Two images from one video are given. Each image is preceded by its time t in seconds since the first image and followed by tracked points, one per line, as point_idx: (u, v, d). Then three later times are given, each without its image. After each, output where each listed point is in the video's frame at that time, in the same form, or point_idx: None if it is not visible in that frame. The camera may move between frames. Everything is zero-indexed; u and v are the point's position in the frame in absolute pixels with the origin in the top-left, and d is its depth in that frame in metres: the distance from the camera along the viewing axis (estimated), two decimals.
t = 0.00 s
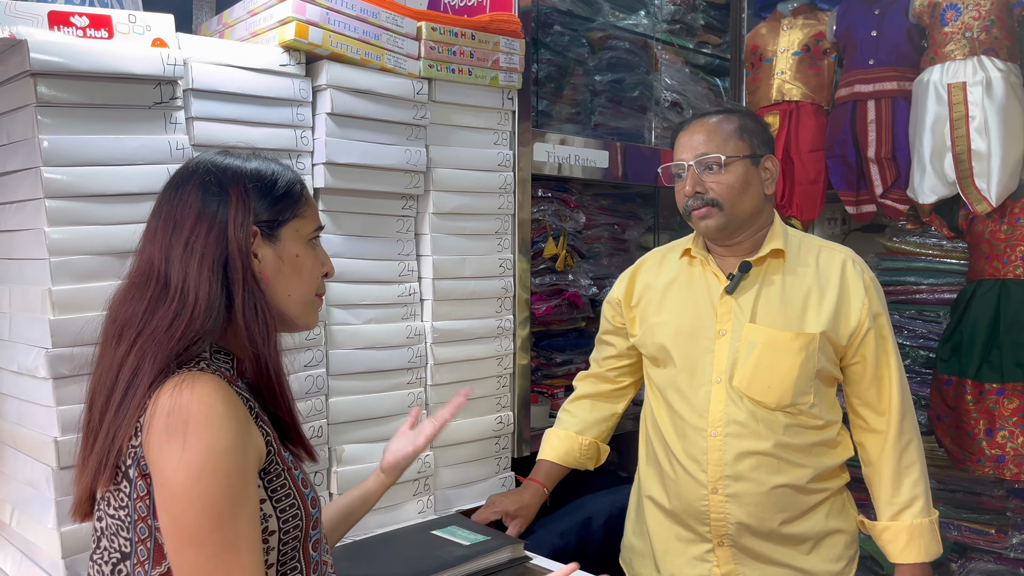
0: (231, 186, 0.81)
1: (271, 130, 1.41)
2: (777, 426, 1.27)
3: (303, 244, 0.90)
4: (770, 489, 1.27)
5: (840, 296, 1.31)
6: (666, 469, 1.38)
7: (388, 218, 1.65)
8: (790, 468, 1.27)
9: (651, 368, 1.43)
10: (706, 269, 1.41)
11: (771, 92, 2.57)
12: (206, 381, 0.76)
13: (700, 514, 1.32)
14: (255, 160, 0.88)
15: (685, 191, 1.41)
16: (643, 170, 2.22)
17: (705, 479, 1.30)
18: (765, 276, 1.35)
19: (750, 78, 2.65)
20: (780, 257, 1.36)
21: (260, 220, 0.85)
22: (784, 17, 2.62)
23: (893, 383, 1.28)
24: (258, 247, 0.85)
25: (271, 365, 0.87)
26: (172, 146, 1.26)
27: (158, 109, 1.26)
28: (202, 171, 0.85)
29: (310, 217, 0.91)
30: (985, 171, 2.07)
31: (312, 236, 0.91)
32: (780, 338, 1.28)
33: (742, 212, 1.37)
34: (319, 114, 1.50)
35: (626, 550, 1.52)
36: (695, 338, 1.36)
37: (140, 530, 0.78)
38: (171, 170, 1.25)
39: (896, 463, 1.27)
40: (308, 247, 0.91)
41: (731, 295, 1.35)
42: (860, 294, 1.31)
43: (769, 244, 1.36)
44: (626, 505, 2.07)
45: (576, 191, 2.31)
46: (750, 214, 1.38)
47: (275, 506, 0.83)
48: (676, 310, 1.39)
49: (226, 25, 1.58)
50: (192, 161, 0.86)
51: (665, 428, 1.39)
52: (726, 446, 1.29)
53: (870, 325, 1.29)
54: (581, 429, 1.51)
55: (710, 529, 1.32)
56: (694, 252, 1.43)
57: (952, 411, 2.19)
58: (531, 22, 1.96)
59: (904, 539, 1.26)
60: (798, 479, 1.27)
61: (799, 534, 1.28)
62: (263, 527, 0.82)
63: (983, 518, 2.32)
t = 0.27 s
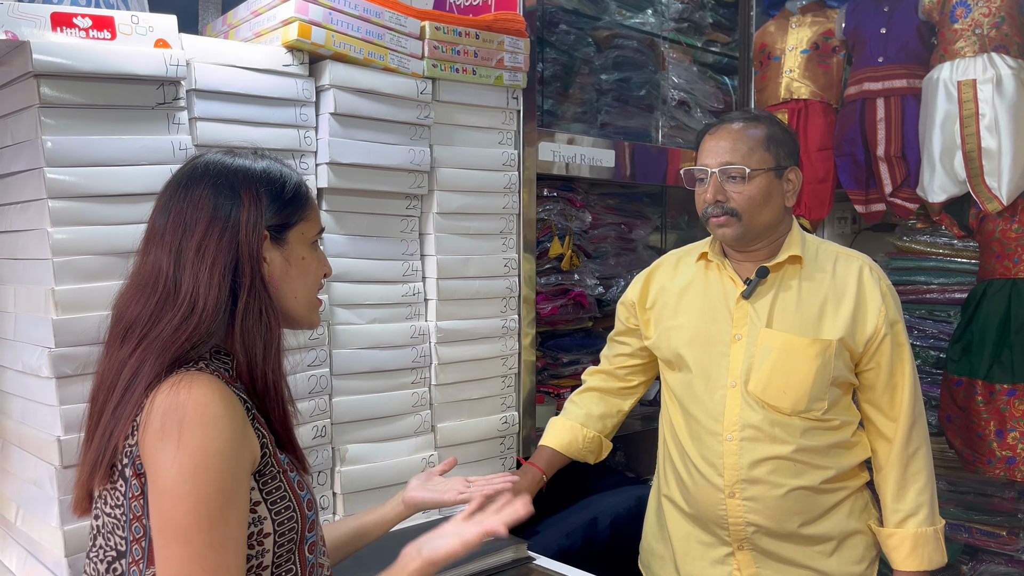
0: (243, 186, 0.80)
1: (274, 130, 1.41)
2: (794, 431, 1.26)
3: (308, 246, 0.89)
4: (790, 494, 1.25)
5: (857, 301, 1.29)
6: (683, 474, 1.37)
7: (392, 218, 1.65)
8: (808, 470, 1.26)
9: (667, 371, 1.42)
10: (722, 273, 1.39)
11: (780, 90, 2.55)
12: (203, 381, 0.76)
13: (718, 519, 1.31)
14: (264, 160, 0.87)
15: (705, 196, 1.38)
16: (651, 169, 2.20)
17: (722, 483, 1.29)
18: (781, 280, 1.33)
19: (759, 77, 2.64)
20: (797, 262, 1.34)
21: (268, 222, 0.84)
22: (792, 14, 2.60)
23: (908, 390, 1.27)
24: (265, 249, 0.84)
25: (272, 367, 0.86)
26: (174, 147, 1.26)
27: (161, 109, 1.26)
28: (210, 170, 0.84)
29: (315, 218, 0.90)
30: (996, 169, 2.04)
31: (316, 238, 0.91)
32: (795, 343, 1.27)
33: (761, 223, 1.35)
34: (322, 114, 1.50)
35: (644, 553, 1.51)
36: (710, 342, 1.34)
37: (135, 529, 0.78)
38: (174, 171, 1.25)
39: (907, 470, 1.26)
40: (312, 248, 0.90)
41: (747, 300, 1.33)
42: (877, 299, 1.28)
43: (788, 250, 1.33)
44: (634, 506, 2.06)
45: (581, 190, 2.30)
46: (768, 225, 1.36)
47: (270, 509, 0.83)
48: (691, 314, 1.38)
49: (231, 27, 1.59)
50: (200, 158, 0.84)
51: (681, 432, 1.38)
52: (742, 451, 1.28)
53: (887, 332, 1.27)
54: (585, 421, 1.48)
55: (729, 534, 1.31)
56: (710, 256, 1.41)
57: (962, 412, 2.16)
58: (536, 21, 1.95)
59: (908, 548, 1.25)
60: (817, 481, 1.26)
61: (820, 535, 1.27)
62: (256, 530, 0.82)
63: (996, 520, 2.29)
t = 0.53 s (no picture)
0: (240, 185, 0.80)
1: (273, 130, 1.41)
2: (794, 432, 1.25)
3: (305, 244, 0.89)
4: (791, 496, 1.25)
5: (857, 305, 1.29)
6: (683, 476, 1.37)
7: (392, 217, 1.65)
8: (808, 470, 1.25)
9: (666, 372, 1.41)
10: (723, 274, 1.39)
11: (783, 88, 2.54)
12: (202, 377, 0.76)
13: (718, 520, 1.30)
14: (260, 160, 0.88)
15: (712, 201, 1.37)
16: (654, 168, 2.19)
17: (722, 484, 1.29)
18: (782, 284, 1.33)
19: (762, 75, 2.63)
20: (798, 266, 1.33)
21: (262, 220, 0.84)
22: (795, 12, 2.59)
23: (909, 392, 1.27)
24: (260, 247, 0.85)
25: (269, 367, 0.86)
26: (174, 147, 1.26)
27: (161, 109, 1.26)
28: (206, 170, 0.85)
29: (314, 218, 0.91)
30: (999, 166, 2.04)
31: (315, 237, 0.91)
32: (796, 345, 1.26)
33: (765, 231, 1.35)
34: (322, 114, 1.50)
35: (646, 553, 1.51)
36: (710, 344, 1.34)
37: (135, 525, 0.78)
38: (174, 170, 1.26)
39: (916, 474, 1.27)
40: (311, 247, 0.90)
41: (749, 303, 1.33)
42: (878, 302, 1.28)
43: (789, 253, 1.33)
44: (636, 505, 2.05)
45: (583, 189, 2.30)
46: (772, 235, 1.36)
47: (271, 507, 0.83)
48: (693, 316, 1.37)
49: (231, 26, 1.59)
50: (197, 160, 0.86)
51: (680, 432, 1.37)
52: (742, 451, 1.27)
53: (887, 335, 1.27)
54: (565, 417, 1.50)
55: (729, 535, 1.30)
56: (712, 258, 1.41)
57: (966, 411, 2.15)
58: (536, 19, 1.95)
59: (917, 551, 1.27)
60: (817, 481, 1.25)
61: (821, 534, 1.27)
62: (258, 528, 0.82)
63: (1000, 519, 2.28)
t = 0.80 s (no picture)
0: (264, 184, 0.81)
1: (274, 127, 1.42)
2: (790, 432, 1.25)
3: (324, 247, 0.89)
4: (787, 493, 1.25)
5: (846, 306, 1.29)
6: (679, 476, 1.37)
7: (392, 214, 1.65)
8: (804, 466, 1.26)
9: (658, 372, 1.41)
10: (713, 277, 1.39)
11: (783, 85, 2.53)
12: (220, 373, 0.76)
13: (716, 520, 1.31)
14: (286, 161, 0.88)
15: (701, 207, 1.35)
16: (655, 165, 2.19)
17: (719, 484, 1.29)
18: (772, 287, 1.33)
19: (763, 72, 2.63)
20: (787, 268, 1.33)
21: (285, 222, 0.84)
22: (797, 9, 2.58)
23: (899, 391, 1.27)
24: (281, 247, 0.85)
25: (284, 368, 0.86)
26: (174, 144, 1.27)
27: (161, 106, 1.27)
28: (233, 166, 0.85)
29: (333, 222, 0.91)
30: (1000, 163, 2.03)
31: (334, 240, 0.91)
32: (789, 347, 1.26)
33: (756, 228, 1.34)
34: (322, 111, 1.51)
35: (642, 550, 1.51)
36: (703, 346, 1.34)
37: (146, 517, 0.78)
38: (175, 168, 1.26)
39: (909, 471, 1.26)
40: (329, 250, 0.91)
41: (739, 305, 1.33)
42: (866, 303, 1.28)
43: (778, 256, 1.33)
44: (636, 503, 2.06)
45: (584, 187, 2.30)
46: (762, 229, 1.35)
47: (279, 505, 0.83)
48: (684, 317, 1.37)
49: (232, 23, 1.59)
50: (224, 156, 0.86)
51: (675, 432, 1.37)
52: (738, 451, 1.27)
53: (876, 335, 1.26)
54: (549, 416, 1.49)
55: (727, 533, 1.31)
56: (701, 259, 1.41)
57: (967, 408, 2.15)
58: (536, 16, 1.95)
59: (907, 547, 1.26)
60: (813, 477, 1.26)
61: (817, 532, 1.27)
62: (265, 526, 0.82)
63: (1001, 517, 2.28)
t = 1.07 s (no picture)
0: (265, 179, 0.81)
1: (273, 121, 1.42)
2: (771, 423, 1.26)
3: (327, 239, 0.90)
4: (768, 485, 1.26)
5: (823, 297, 1.29)
6: (666, 469, 1.38)
7: (391, 208, 1.66)
8: (787, 459, 1.26)
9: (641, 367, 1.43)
10: (693, 271, 1.40)
11: (783, 79, 2.53)
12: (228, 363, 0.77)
13: (701, 511, 1.32)
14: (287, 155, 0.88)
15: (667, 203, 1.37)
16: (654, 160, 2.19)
17: (703, 477, 1.30)
18: (750, 279, 1.34)
19: (762, 67, 2.61)
20: (764, 260, 1.34)
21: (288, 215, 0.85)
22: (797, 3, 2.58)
23: (878, 381, 1.27)
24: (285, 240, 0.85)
25: (289, 359, 0.87)
26: (173, 138, 1.27)
27: (160, 100, 1.27)
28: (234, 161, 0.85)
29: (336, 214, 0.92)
30: (999, 157, 2.03)
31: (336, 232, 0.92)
32: (768, 339, 1.26)
33: (729, 221, 1.34)
34: (322, 105, 1.51)
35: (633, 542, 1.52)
36: (685, 339, 1.35)
37: (152, 504, 0.79)
38: (173, 161, 1.27)
39: (889, 460, 1.26)
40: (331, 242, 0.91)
41: (718, 298, 1.34)
42: (844, 294, 1.28)
43: (754, 248, 1.33)
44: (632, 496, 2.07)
45: (583, 181, 2.30)
46: (733, 223, 1.35)
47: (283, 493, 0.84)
48: (666, 311, 1.39)
49: (231, 17, 1.59)
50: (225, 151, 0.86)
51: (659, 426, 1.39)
52: (721, 443, 1.28)
53: (854, 325, 1.26)
54: (540, 409, 1.50)
55: (713, 525, 1.32)
56: (680, 254, 1.42)
57: (965, 402, 2.16)
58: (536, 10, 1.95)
59: (883, 536, 1.26)
60: (796, 469, 1.26)
61: (801, 524, 1.28)
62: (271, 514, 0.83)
63: (998, 511, 2.29)
